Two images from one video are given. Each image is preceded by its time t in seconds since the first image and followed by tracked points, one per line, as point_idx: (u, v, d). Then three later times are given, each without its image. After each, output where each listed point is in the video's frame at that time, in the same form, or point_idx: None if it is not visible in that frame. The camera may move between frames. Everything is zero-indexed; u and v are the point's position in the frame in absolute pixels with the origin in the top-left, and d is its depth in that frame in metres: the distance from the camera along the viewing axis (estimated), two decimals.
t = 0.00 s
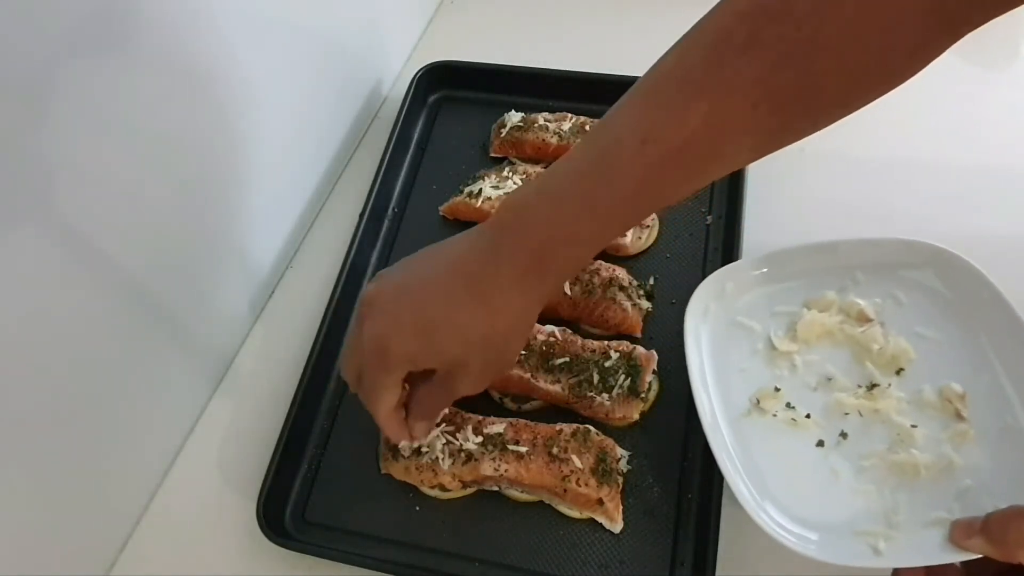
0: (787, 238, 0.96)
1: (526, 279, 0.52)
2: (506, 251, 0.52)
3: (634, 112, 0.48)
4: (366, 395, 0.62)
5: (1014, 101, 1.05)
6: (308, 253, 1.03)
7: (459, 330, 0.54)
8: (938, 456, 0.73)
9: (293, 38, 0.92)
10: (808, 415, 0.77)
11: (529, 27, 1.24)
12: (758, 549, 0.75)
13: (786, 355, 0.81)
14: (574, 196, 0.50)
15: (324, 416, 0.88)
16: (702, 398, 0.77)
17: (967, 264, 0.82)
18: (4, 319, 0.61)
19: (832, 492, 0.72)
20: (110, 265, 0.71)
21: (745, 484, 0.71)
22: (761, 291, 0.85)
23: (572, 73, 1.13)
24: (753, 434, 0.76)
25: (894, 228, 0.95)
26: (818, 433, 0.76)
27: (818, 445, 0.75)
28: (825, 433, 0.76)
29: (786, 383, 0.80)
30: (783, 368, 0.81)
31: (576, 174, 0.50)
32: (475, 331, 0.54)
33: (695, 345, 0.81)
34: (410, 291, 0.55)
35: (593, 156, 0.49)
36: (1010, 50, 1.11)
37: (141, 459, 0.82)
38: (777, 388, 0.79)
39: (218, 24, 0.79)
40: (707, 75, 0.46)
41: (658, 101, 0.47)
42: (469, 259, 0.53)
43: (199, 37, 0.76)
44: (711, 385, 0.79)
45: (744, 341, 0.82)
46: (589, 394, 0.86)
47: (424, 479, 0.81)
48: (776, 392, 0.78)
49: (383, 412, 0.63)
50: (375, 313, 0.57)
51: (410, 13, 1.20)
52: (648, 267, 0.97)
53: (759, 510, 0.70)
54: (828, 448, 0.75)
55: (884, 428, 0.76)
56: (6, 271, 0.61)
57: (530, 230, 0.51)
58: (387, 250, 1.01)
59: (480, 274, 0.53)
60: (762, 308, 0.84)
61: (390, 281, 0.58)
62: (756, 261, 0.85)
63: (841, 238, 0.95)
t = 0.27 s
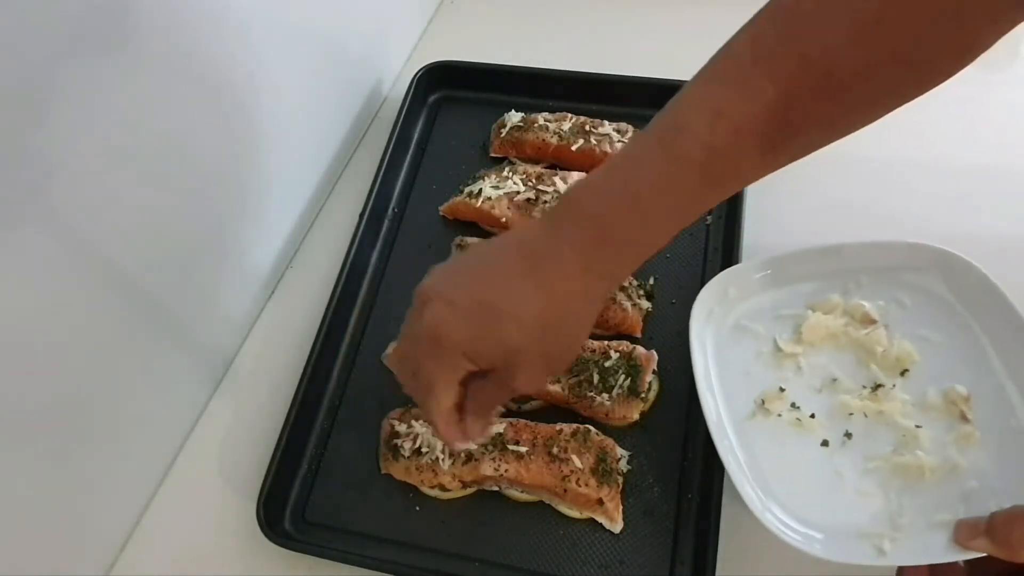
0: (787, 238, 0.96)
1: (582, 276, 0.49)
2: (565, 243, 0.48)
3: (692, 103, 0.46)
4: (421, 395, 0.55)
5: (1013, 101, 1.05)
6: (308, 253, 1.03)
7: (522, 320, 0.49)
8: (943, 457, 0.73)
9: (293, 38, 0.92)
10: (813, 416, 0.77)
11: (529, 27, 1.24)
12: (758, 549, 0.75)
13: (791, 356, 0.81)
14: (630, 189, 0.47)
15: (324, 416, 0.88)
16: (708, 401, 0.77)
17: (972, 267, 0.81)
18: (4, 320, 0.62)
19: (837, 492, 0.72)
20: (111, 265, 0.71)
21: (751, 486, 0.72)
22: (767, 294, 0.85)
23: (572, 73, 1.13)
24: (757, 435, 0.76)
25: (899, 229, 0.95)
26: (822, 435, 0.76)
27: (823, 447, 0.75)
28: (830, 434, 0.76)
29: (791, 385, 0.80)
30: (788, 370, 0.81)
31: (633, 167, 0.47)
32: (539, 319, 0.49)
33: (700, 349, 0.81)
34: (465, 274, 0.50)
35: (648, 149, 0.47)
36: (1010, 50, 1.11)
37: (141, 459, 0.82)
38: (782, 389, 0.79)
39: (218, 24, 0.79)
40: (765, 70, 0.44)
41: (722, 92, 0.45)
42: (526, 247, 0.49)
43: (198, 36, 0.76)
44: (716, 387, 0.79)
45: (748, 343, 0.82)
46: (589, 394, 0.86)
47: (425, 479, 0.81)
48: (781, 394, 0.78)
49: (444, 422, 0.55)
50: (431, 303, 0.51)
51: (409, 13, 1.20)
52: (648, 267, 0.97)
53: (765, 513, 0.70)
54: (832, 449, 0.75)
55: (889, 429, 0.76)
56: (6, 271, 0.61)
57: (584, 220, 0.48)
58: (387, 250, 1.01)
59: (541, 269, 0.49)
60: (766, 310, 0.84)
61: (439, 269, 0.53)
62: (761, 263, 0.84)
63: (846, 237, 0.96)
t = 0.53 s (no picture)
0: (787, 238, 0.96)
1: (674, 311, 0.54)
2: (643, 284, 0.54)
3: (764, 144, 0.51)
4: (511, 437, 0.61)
5: (1013, 101, 1.05)
6: (308, 253, 1.03)
7: (619, 365, 0.54)
8: (946, 456, 0.73)
9: (294, 38, 0.92)
10: (816, 416, 0.77)
11: (529, 27, 1.24)
12: (758, 549, 0.75)
13: (793, 356, 0.80)
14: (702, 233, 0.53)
15: (324, 416, 0.88)
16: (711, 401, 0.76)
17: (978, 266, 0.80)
18: (4, 320, 0.62)
19: (841, 493, 0.72)
20: (111, 265, 0.71)
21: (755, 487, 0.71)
22: (771, 290, 0.83)
23: (573, 72, 1.13)
24: (761, 436, 0.75)
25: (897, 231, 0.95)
26: (825, 435, 0.76)
27: (826, 447, 0.75)
28: (833, 434, 0.76)
29: (793, 385, 0.79)
30: (790, 370, 0.80)
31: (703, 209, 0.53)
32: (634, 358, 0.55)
33: (704, 347, 0.79)
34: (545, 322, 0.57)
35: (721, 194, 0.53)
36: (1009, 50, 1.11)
37: (141, 459, 0.82)
38: (784, 389, 0.78)
39: (218, 24, 0.78)
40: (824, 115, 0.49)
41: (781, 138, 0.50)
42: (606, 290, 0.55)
43: (199, 36, 0.76)
44: (720, 387, 0.78)
45: (752, 342, 0.81)
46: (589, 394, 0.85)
47: (424, 479, 0.81)
48: (783, 394, 0.77)
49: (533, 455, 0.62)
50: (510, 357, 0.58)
51: (409, 13, 1.20)
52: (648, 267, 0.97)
53: (770, 515, 0.68)
54: (835, 449, 0.75)
55: (891, 429, 0.76)
56: (5, 270, 0.61)
57: (661, 268, 0.54)
58: (387, 250, 1.01)
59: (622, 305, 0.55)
60: (770, 307, 0.83)
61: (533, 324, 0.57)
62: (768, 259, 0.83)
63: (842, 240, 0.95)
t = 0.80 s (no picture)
0: (786, 239, 0.96)
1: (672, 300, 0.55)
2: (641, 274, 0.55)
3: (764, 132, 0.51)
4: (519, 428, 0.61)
5: (1013, 101, 1.05)
6: (308, 253, 1.02)
7: (625, 350, 0.55)
8: (936, 469, 0.72)
9: (293, 38, 0.92)
10: (804, 432, 0.75)
11: (529, 27, 1.24)
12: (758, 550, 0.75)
13: (781, 370, 0.78)
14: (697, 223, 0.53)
15: (324, 417, 0.88)
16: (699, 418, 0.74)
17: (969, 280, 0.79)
18: (5, 320, 0.62)
19: (830, 510, 0.70)
20: (111, 265, 0.71)
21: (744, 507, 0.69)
22: (756, 303, 0.82)
23: (573, 72, 1.13)
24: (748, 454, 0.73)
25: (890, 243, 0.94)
26: (814, 451, 0.74)
27: (815, 463, 0.73)
28: (822, 450, 0.74)
29: (780, 399, 0.77)
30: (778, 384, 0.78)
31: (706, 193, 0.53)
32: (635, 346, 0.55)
33: (691, 363, 0.77)
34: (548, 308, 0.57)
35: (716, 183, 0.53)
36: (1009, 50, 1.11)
37: (141, 459, 0.82)
38: (772, 405, 0.76)
39: (217, 24, 0.78)
40: (828, 103, 0.49)
41: (782, 121, 0.50)
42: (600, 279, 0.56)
43: (198, 36, 0.76)
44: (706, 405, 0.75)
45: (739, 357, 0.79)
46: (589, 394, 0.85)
47: (425, 479, 0.81)
48: (771, 410, 0.75)
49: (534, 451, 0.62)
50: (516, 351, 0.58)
51: (410, 13, 1.20)
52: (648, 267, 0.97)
53: (758, 536, 0.67)
54: (824, 465, 0.73)
55: (881, 442, 0.74)
56: (6, 270, 0.61)
57: (660, 259, 0.54)
58: (387, 250, 1.01)
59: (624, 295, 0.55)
60: (756, 321, 0.81)
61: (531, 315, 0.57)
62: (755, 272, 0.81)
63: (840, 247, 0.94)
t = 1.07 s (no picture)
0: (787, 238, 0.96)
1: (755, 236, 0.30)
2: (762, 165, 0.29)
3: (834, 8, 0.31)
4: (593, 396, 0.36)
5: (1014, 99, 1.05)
6: (308, 253, 1.03)
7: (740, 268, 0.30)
8: (905, 484, 0.75)
9: (293, 39, 0.92)
10: (774, 451, 0.77)
11: (529, 26, 1.24)
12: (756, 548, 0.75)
13: (749, 390, 0.81)
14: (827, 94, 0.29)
15: (324, 417, 0.88)
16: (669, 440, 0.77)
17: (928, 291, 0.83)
18: (4, 321, 0.62)
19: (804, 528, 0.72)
20: (112, 267, 0.71)
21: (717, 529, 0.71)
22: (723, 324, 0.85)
23: (573, 72, 1.13)
24: (721, 473, 0.75)
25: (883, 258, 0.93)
26: (785, 470, 0.76)
27: (786, 482, 0.75)
28: (792, 468, 0.76)
29: (749, 420, 0.80)
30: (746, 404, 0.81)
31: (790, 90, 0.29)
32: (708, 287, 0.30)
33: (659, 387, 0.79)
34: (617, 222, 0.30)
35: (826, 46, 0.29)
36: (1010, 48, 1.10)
37: (142, 459, 0.82)
38: (740, 426, 0.79)
39: (217, 25, 0.78)
40: None
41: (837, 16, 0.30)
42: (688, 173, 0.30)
43: (198, 37, 0.76)
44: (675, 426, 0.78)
45: (707, 377, 0.82)
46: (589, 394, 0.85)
47: (425, 480, 0.81)
48: (740, 431, 0.78)
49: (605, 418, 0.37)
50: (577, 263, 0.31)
51: (410, 12, 1.20)
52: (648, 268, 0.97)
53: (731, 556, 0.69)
54: (795, 483, 0.75)
55: (850, 459, 0.77)
56: (6, 271, 0.61)
57: (758, 141, 0.29)
58: (387, 250, 1.01)
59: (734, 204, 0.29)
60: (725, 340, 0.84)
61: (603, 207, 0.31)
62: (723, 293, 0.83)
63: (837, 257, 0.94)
